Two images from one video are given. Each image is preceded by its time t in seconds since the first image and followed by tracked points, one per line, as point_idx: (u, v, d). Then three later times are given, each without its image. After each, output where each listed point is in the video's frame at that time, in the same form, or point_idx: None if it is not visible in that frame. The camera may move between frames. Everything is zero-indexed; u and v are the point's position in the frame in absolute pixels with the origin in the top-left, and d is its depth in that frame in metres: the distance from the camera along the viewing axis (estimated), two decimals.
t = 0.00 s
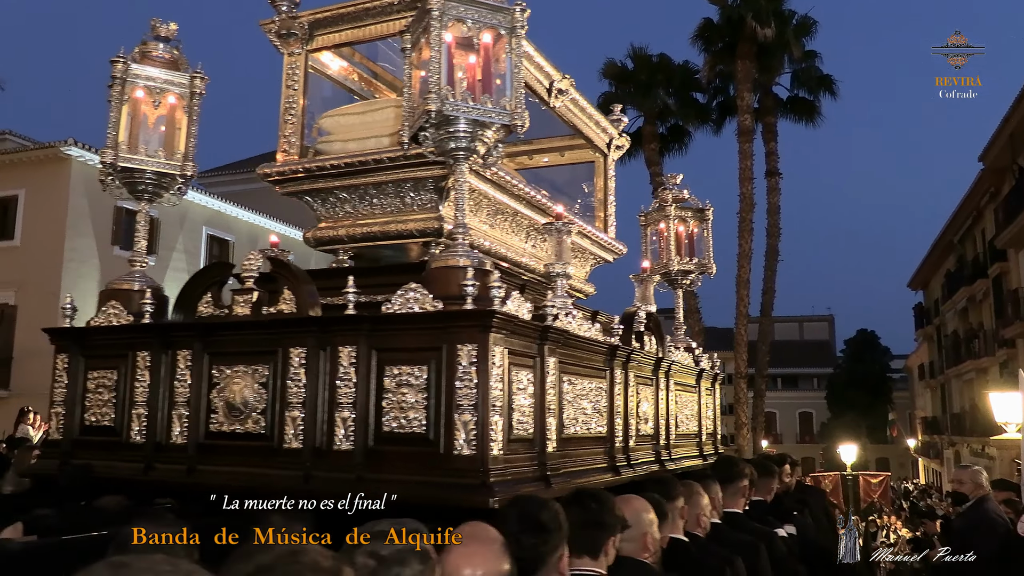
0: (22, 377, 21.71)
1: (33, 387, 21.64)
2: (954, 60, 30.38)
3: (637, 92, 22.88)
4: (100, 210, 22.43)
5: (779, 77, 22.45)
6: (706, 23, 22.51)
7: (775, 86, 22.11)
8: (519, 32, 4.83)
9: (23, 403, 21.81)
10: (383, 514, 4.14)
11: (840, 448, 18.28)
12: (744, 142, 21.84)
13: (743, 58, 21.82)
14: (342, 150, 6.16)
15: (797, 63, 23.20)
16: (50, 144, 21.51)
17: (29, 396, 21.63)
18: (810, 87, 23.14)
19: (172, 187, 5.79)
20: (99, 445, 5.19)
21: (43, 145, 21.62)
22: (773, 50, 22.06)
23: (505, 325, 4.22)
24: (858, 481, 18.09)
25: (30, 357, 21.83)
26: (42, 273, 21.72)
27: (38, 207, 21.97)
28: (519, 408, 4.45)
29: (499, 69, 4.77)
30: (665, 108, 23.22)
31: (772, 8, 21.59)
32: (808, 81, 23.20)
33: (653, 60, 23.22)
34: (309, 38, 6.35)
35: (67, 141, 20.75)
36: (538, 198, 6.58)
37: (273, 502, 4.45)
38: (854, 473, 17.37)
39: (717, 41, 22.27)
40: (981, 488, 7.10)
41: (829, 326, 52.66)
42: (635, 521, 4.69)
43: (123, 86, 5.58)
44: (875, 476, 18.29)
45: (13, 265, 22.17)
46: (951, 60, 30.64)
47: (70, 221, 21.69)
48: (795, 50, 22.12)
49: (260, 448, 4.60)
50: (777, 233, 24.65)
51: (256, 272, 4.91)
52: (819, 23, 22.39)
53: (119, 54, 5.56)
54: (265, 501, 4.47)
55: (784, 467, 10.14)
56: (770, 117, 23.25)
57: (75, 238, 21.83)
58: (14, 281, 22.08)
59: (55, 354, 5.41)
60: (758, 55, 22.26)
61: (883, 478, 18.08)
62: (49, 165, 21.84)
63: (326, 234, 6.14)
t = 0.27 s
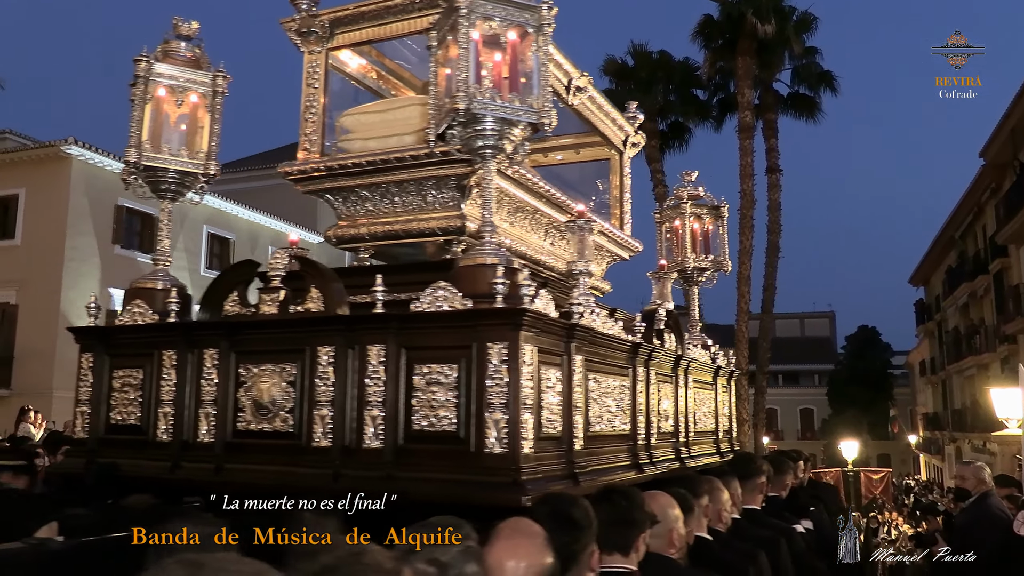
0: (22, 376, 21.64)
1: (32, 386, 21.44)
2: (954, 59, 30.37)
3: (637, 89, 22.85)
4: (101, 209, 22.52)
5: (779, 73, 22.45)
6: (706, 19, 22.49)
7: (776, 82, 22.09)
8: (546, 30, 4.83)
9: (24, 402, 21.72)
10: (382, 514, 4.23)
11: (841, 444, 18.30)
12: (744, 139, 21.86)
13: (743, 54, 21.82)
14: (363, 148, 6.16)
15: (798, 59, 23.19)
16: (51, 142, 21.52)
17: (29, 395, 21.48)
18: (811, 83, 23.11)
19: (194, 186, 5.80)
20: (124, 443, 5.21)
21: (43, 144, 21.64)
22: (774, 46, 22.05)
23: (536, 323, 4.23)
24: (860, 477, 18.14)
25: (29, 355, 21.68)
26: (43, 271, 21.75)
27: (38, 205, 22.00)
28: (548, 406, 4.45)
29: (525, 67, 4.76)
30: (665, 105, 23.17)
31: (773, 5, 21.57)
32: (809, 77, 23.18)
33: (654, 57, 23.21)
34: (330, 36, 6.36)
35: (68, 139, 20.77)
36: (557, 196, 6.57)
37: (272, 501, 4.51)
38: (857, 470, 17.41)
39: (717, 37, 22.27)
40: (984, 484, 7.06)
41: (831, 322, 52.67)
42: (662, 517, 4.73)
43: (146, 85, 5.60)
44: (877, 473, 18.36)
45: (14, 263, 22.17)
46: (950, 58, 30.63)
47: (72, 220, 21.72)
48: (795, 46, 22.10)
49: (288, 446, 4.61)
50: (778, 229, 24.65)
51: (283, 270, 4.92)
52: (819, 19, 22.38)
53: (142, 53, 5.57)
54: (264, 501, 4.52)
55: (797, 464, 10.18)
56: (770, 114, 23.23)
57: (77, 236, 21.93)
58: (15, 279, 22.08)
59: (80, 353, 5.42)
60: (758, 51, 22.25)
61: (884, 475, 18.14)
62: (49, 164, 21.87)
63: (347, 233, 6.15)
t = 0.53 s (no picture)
0: (24, 375, 21.62)
1: (34, 385, 21.43)
2: (953, 59, 30.36)
3: (637, 86, 22.67)
4: (101, 208, 22.54)
5: (780, 70, 22.43)
6: (706, 16, 22.46)
7: (776, 79, 22.07)
8: (571, 30, 4.83)
9: (25, 401, 21.69)
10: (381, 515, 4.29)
11: (842, 440, 18.29)
12: (744, 136, 21.83)
13: (743, 51, 21.81)
14: (382, 147, 6.15)
15: (798, 56, 23.17)
16: (51, 142, 21.51)
17: (31, 395, 21.46)
18: (811, 80, 23.06)
19: (214, 186, 5.80)
20: (147, 443, 5.20)
21: (43, 143, 21.64)
22: (774, 43, 22.03)
23: (565, 323, 4.23)
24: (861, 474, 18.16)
25: (31, 355, 21.68)
26: (44, 270, 21.75)
27: (39, 205, 21.99)
28: (575, 405, 4.45)
29: (550, 66, 4.76)
30: (666, 101, 23.07)
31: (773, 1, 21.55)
32: (809, 74, 23.15)
33: (654, 54, 23.17)
34: (348, 35, 6.34)
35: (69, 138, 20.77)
36: (574, 194, 6.56)
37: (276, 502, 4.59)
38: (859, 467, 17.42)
39: (717, 34, 22.25)
40: (985, 481, 7.10)
41: (831, 319, 52.64)
42: (687, 514, 4.69)
43: (167, 85, 5.59)
44: (878, 470, 18.40)
45: (15, 263, 22.15)
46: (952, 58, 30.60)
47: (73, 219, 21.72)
48: (796, 43, 22.08)
49: (315, 446, 4.61)
50: (778, 227, 24.64)
51: (307, 270, 4.90)
52: (819, 16, 22.35)
53: (162, 53, 5.57)
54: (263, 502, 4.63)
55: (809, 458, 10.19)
56: (771, 110, 23.22)
57: (78, 236, 21.91)
58: (16, 279, 22.07)
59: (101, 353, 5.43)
60: (759, 48, 22.22)
61: (885, 471, 18.18)
62: (48, 163, 21.86)
63: (366, 232, 6.14)
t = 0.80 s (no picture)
0: (29, 374, 21.66)
1: (38, 384, 21.48)
2: (954, 59, 30.29)
3: (640, 83, 22.76)
4: (105, 207, 22.57)
5: (782, 67, 22.39)
6: (709, 13, 22.43)
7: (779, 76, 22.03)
8: (586, 29, 4.84)
9: (30, 401, 21.73)
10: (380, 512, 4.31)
11: (846, 438, 18.28)
12: (747, 133, 21.81)
13: (746, 48, 21.77)
14: (394, 146, 6.16)
15: (800, 52, 23.12)
16: (53, 141, 21.53)
17: (35, 394, 21.50)
18: (814, 76, 23.01)
19: (227, 185, 5.80)
20: (162, 442, 5.21)
21: (46, 142, 21.68)
22: (777, 40, 21.99)
23: (581, 321, 4.24)
24: (865, 471, 18.16)
25: (36, 354, 21.74)
26: (48, 270, 21.79)
27: (42, 204, 22.03)
28: (591, 403, 4.46)
29: (565, 64, 4.76)
30: (669, 99, 23.03)
31: None
32: (812, 71, 23.11)
33: (656, 51, 23.12)
34: (359, 34, 6.35)
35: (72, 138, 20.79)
36: (585, 192, 6.55)
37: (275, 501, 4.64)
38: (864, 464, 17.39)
39: (720, 32, 22.22)
40: (990, 479, 7.10)
41: (835, 316, 52.55)
42: (702, 512, 4.68)
43: (179, 84, 5.60)
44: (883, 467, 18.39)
45: (19, 262, 22.19)
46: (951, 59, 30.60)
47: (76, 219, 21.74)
48: (798, 40, 22.04)
49: (331, 445, 4.62)
50: (782, 224, 24.61)
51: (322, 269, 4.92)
52: (822, 12, 22.30)
53: (175, 52, 5.59)
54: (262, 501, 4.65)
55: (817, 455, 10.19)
56: (774, 107, 23.18)
57: (81, 235, 21.93)
58: (20, 278, 22.10)
59: (116, 352, 5.44)
60: (761, 45, 22.18)
61: (890, 468, 18.16)
62: (52, 162, 21.90)
63: (377, 231, 6.13)
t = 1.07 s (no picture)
0: (50, 371, 21.89)
1: (59, 381, 21.73)
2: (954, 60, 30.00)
3: (657, 80, 22.73)
4: (124, 205, 22.78)
5: (800, 62, 22.27)
6: (726, 9, 22.34)
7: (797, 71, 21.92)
8: (603, 30, 4.87)
9: (51, 397, 21.98)
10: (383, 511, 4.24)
11: (866, 435, 18.19)
12: (764, 129, 21.73)
13: (763, 43, 21.69)
14: (412, 146, 6.20)
15: (819, 48, 23.00)
16: (74, 141, 21.77)
17: (56, 391, 21.75)
18: (832, 72, 22.89)
19: (247, 184, 5.86)
20: (185, 438, 5.28)
21: (67, 142, 21.92)
22: (795, 35, 21.88)
23: (598, 319, 4.28)
24: (884, 469, 18.09)
25: (57, 351, 22.00)
26: (69, 267, 22.02)
27: (63, 203, 22.27)
28: (609, 401, 4.49)
29: (583, 65, 4.80)
30: (685, 95, 23.02)
31: None
32: (831, 66, 23.00)
33: (673, 48, 23.05)
34: (377, 35, 6.39)
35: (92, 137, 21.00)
36: (601, 191, 6.56)
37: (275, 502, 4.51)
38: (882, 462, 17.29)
39: (737, 27, 22.14)
40: (1010, 477, 7.09)
41: (854, 313, 52.25)
42: (717, 509, 4.72)
43: (201, 85, 5.66)
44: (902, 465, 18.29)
45: (40, 259, 22.45)
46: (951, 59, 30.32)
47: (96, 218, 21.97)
48: (816, 35, 21.92)
49: (351, 441, 4.68)
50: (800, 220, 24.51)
51: (342, 267, 4.98)
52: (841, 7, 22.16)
53: (197, 54, 5.65)
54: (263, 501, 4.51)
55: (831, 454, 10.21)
56: (792, 103, 23.08)
57: (101, 234, 22.16)
58: (41, 275, 22.35)
59: (139, 350, 5.52)
60: (779, 40, 22.09)
61: (910, 466, 18.05)
62: (73, 161, 22.14)
63: (395, 229, 6.17)
